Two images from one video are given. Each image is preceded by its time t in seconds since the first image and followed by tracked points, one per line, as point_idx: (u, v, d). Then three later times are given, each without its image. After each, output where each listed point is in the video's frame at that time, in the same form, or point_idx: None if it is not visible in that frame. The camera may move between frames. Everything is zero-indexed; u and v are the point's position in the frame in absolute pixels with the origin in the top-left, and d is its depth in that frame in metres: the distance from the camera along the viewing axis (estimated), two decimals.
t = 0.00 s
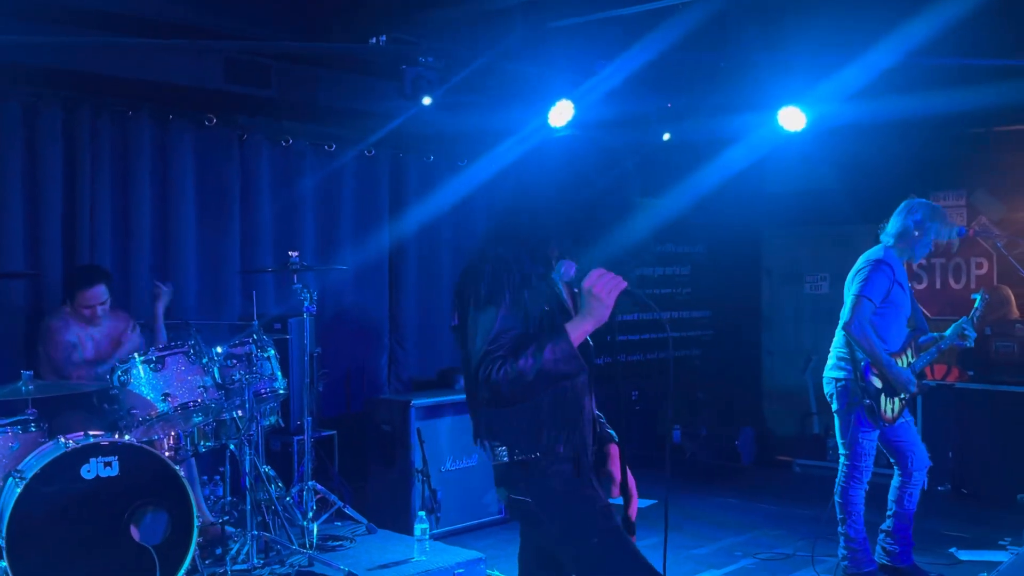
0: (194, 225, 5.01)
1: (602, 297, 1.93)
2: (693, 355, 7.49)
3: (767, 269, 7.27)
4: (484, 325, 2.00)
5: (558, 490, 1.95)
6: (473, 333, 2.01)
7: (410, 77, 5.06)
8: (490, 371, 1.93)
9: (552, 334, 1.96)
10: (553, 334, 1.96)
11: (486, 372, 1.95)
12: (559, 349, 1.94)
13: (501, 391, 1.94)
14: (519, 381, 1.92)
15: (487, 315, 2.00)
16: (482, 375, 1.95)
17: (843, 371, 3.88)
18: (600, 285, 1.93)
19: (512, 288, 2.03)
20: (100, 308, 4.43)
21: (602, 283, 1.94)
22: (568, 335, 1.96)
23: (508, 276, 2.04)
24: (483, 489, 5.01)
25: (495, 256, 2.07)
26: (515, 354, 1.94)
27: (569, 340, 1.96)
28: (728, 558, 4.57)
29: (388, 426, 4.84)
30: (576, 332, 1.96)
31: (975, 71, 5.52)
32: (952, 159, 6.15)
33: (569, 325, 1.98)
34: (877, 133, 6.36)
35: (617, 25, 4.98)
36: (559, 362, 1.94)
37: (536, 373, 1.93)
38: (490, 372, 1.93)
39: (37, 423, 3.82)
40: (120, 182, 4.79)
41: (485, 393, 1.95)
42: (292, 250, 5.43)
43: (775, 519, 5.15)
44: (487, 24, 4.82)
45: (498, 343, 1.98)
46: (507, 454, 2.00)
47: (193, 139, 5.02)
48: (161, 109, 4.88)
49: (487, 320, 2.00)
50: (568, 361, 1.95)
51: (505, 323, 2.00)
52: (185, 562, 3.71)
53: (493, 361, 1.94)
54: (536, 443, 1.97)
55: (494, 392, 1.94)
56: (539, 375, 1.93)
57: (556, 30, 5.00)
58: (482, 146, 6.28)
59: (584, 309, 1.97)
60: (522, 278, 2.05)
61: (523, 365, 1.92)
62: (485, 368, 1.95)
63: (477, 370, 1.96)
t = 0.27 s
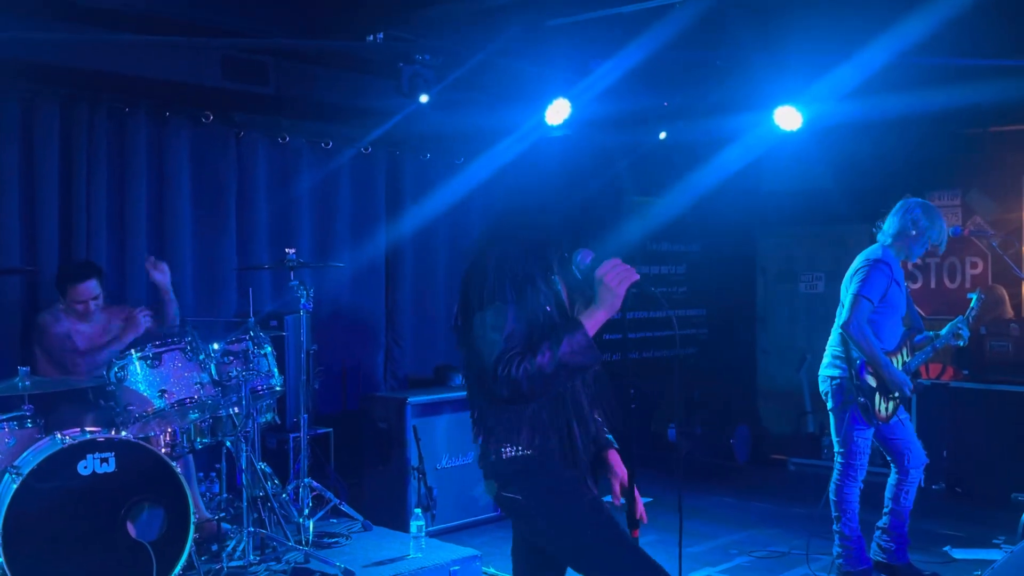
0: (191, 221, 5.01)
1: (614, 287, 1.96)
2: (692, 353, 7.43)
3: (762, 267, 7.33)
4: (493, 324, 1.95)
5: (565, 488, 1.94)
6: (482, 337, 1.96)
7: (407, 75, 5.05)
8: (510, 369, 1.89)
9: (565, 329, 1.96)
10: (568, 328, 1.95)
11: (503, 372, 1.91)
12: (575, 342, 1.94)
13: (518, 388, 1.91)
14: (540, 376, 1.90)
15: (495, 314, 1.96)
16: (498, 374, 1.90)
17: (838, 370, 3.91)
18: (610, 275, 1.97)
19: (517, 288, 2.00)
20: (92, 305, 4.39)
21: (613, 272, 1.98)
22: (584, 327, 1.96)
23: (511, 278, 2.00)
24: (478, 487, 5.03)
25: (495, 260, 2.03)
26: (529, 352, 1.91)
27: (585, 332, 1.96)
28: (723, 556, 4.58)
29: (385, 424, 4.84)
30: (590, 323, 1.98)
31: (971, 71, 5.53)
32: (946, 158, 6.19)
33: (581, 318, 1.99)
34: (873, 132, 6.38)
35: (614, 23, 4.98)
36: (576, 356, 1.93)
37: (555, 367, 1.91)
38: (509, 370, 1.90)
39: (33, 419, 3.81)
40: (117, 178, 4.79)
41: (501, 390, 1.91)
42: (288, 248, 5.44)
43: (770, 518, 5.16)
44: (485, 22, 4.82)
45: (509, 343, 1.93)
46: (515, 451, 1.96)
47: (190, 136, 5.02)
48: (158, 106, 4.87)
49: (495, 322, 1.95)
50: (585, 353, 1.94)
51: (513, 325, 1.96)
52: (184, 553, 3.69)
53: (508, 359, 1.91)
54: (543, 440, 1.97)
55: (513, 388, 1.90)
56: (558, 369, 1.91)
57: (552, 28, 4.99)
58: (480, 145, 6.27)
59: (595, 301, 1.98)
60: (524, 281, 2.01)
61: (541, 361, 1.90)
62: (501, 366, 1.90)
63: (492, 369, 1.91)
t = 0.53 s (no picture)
0: (187, 218, 5.01)
1: (633, 268, 2.04)
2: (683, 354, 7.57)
3: (758, 268, 7.40)
4: (510, 314, 1.99)
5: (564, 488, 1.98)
6: (499, 327, 1.99)
7: (405, 74, 5.06)
8: (537, 354, 1.95)
9: (582, 312, 2.02)
10: (585, 310, 2.02)
11: (527, 357, 1.96)
12: (593, 324, 2.00)
13: (544, 371, 1.97)
14: (565, 358, 1.97)
15: (511, 302, 2.00)
16: (520, 357, 1.96)
17: (835, 370, 3.92)
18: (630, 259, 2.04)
19: (523, 279, 2.04)
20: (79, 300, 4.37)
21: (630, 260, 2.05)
22: (600, 308, 2.04)
23: (518, 270, 2.04)
24: (473, 485, 5.04)
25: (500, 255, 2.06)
26: (551, 337, 1.97)
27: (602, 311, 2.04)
28: (717, 555, 4.59)
29: (381, 422, 4.85)
30: (606, 302, 2.06)
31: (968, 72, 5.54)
32: (941, 158, 6.23)
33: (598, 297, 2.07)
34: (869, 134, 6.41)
35: (612, 22, 4.98)
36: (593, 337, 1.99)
37: (578, 349, 1.98)
38: (534, 355, 1.96)
39: (30, 415, 3.82)
40: (113, 175, 4.79)
41: (526, 375, 1.96)
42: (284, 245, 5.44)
43: (765, 518, 5.17)
44: (483, 21, 4.83)
45: (523, 328, 1.99)
46: (516, 446, 2.00)
47: (187, 133, 5.03)
48: (155, 103, 4.88)
49: (508, 311, 2.00)
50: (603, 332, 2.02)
51: (526, 314, 2.01)
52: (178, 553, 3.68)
53: (530, 345, 1.96)
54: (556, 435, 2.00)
55: (540, 371, 1.96)
56: (580, 351, 1.98)
57: (550, 28, 5.01)
58: (477, 145, 6.28)
59: (611, 281, 2.06)
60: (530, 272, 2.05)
61: (564, 345, 1.96)
62: (525, 352, 1.96)
63: (513, 355, 1.97)
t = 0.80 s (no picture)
0: (183, 216, 5.00)
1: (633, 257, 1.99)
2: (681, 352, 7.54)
3: (754, 268, 7.38)
4: (516, 315, 1.93)
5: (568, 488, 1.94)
6: (509, 327, 1.92)
7: (402, 72, 5.07)
8: (559, 348, 1.90)
9: (593, 301, 1.97)
10: (594, 299, 1.98)
11: (548, 353, 1.90)
12: (608, 313, 1.96)
13: (568, 364, 1.91)
14: (587, 350, 1.91)
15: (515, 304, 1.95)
16: (543, 352, 1.90)
17: (829, 370, 3.92)
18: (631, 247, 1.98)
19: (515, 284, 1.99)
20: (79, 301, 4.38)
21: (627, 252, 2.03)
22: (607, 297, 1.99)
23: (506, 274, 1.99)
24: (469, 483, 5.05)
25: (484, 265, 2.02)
26: (570, 330, 1.91)
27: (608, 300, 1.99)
28: (712, 554, 4.60)
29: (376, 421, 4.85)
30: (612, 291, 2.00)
31: (962, 73, 5.56)
32: (937, 159, 6.24)
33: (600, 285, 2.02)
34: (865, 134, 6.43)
35: (608, 21, 4.99)
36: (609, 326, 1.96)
37: (597, 340, 1.93)
38: (559, 350, 1.90)
39: (25, 413, 3.81)
40: (109, 172, 4.78)
41: (550, 368, 1.91)
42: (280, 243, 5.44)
43: (759, 517, 5.18)
44: (479, 20, 4.83)
45: (535, 326, 1.92)
46: (518, 447, 1.96)
47: (183, 130, 5.02)
48: (150, 100, 4.87)
49: (510, 311, 1.94)
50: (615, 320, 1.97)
51: (530, 315, 1.95)
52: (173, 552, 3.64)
53: (551, 341, 1.90)
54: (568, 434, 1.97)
55: (563, 365, 1.91)
56: (600, 342, 1.93)
57: (546, 27, 5.02)
58: (473, 144, 6.27)
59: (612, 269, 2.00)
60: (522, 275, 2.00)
61: (586, 337, 1.92)
62: (544, 348, 1.90)
63: (534, 351, 1.90)
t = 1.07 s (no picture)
0: (181, 214, 5.00)
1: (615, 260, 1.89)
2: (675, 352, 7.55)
3: (752, 267, 7.33)
4: (516, 318, 1.85)
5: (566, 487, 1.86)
6: (508, 334, 1.84)
7: (400, 71, 5.08)
8: (561, 352, 1.83)
9: (584, 300, 1.89)
10: (587, 298, 1.89)
11: (550, 357, 1.83)
12: (603, 311, 1.89)
13: (568, 369, 1.84)
14: (587, 352, 1.85)
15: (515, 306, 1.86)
16: (543, 359, 1.83)
17: (823, 369, 3.94)
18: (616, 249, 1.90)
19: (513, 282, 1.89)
20: (95, 284, 4.41)
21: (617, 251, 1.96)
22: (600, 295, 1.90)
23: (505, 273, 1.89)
24: (465, 483, 5.05)
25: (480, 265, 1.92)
26: (569, 333, 1.84)
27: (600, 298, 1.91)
28: (709, 553, 4.60)
29: (374, 419, 4.86)
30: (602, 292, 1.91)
31: (959, 75, 5.57)
32: (934, 160, 6.26)
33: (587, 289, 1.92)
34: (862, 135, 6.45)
35: (606, 21, 5.00)
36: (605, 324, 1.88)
37: (596, 341, 1.86)
38: (560, 355, 1.83)
39: (23, 410, 3.81)
40: (107, 170, 4.78)
41: (551, 374, 1.84)
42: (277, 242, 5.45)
43: (756, 517, 5.19)
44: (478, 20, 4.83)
45: (535, 331, 1.84)
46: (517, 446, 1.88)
47: (181, 128, 5.02)
48: (149, 98, 4.87)
49: (510, 316, 1.85)
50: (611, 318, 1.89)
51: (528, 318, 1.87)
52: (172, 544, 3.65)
53: (551, 346, 1.83)
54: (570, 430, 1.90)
55: (564, 369, 1.84)
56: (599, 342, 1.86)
57: (545, 26, 5.03)
58: (470, 142, 6.28)
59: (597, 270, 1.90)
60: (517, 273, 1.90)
61: (584, 339, 1.84)
62: (545, 352, 1.83)
63: (534, 358, 1.83)
